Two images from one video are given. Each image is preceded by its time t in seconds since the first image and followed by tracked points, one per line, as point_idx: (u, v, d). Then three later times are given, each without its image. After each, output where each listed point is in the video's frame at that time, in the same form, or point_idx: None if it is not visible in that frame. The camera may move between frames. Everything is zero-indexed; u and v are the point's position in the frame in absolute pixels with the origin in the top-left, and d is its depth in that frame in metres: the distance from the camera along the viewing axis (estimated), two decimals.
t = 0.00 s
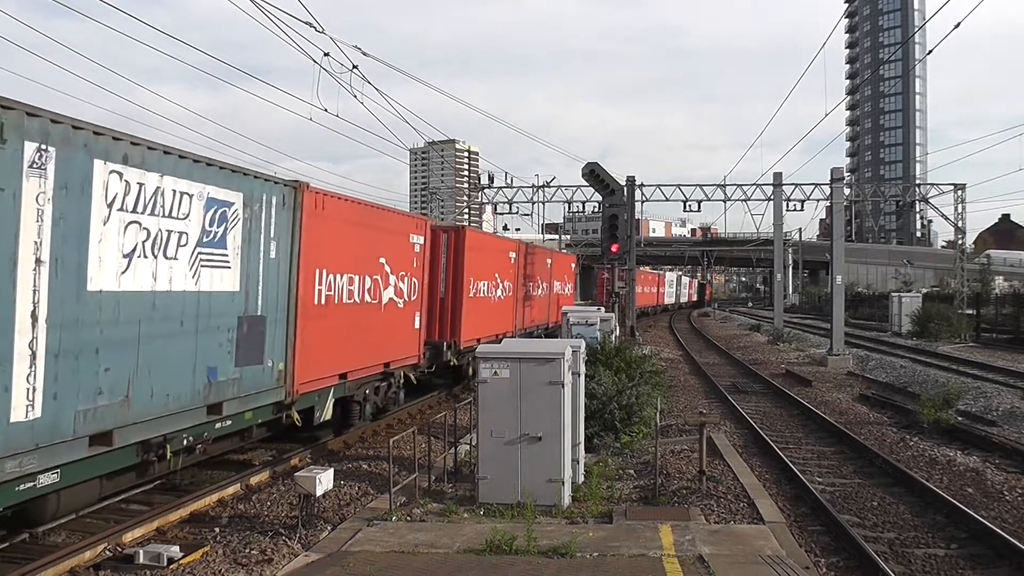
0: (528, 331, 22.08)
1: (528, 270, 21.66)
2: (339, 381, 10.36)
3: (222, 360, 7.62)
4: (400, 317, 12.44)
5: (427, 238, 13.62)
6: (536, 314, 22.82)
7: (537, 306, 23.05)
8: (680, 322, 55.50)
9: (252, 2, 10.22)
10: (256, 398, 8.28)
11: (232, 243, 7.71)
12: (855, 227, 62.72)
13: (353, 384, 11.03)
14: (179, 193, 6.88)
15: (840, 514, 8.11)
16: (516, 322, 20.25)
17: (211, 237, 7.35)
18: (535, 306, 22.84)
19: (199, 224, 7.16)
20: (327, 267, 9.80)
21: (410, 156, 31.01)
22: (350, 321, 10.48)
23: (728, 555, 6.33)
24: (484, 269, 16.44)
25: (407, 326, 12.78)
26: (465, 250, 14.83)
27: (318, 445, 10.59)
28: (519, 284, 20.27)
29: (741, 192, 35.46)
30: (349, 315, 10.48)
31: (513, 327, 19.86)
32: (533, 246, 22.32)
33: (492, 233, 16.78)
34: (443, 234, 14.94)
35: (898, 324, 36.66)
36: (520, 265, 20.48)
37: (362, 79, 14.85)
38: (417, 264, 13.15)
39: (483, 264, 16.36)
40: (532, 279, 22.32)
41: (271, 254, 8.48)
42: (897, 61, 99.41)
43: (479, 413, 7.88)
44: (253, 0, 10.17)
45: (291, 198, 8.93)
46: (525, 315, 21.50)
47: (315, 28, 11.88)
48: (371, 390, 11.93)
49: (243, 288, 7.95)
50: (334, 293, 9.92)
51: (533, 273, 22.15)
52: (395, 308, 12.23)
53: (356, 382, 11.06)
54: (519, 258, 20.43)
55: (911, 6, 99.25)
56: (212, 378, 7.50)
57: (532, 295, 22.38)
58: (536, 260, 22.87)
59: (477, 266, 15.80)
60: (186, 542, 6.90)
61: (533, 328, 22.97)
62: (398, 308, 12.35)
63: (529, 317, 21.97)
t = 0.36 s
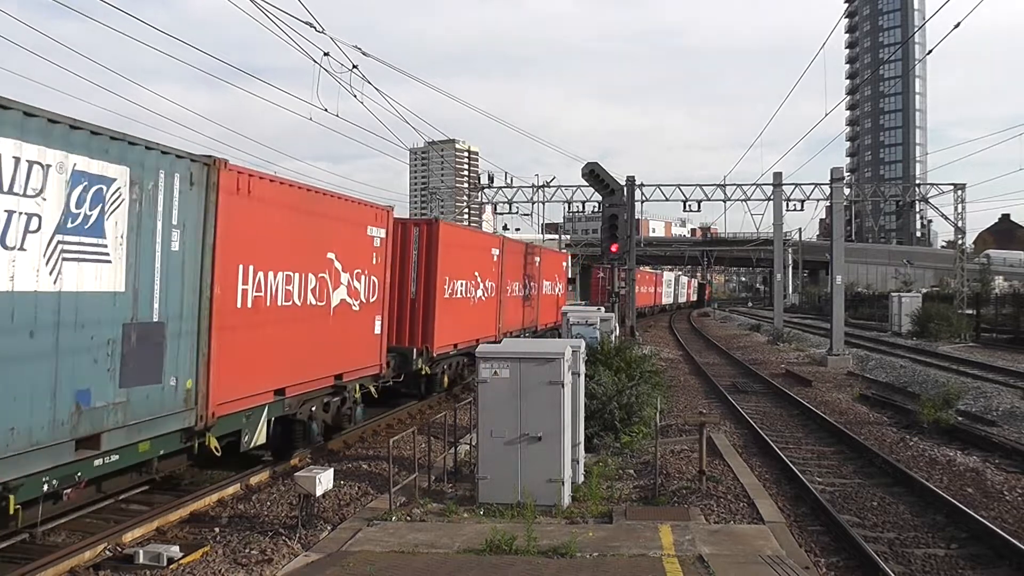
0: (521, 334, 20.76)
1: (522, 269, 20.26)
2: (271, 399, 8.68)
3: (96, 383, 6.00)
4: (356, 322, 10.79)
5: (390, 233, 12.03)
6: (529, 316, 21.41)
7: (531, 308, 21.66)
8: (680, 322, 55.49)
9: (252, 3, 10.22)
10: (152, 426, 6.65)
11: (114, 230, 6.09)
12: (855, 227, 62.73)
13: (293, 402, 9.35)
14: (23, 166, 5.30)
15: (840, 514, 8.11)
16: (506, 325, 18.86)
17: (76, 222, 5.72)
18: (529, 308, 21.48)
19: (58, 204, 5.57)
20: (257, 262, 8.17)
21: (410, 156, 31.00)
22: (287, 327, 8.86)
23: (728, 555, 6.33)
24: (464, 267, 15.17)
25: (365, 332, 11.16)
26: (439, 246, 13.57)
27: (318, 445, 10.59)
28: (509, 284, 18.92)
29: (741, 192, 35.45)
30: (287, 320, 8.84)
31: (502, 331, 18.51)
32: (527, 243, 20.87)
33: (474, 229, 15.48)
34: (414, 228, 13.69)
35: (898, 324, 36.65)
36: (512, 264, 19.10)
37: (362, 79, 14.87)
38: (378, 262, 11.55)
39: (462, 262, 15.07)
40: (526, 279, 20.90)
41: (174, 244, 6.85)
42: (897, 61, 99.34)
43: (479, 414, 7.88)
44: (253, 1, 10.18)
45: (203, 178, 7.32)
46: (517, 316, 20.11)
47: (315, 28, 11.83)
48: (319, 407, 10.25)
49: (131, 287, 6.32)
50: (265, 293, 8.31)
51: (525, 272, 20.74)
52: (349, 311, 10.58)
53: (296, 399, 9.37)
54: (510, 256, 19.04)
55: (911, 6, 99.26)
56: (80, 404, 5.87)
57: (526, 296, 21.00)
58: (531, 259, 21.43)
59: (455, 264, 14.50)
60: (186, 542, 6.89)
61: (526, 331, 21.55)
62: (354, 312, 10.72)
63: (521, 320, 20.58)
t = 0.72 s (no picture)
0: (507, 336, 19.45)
1: (506, 267, 18.93)
2: (172, 427, 7.04)
3: None
4: (293, 328, 9.13)
5: (340, 224, 10.34)
6: (515, 317, 20.12)
7: (518, 309, 20.36)
8: (680, 322, 55.48)
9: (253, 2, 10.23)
10: None
11: None
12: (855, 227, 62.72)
13: (207, 426, 7.74)
14: None
15: (840, 514, 8.12)
16: (489, 329, 17.60)
17: None
18: (516, 308, 20.17)
19: None
20: (148, 257, 6.51)
21: (410, 156, 30.99)
22: (195, 338, 7.21)
23: (728, 555, 6.34)
24: (438, 265, 13.89)
25: (308, 340, 9.51)
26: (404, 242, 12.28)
27: (317, 445, 10.60)
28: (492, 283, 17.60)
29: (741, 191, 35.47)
30: (195, 328, 7.18)
31: (484, 334, 17.19)
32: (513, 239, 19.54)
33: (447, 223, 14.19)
34: (378, 221, 12.38)
35: (898, 324, 36.63)
36: (495, 262, 17.79)
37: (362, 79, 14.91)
38: (324, 257, 9.87)
39: (435, 259, 13.80)
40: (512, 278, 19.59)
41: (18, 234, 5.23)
42: (897, 61, 99.31)
43: (479, 414, 7.88)
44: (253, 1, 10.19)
45: (65, 143, 5.64)
46: (502, 318, 18.76)
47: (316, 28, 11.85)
48: (244, 429, 8.68)
49: None
50: (161, 297, 6.68)
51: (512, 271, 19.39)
52: (283, 315, 8.88)
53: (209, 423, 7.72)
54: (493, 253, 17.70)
55: (911, 6, 99.27)
56: None
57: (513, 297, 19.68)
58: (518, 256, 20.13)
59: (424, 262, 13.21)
60: (185, 542, 6.90)
61: (513, 334, 20.25)
62: (290, 315, 9.03)
63: (507, 322, 19.26)
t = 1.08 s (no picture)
0: (487, 340, 17.92)
1: (486, 266, 17.41)
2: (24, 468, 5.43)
3: None
4: (207, 336, 7.49)
5: (273, 211, 8.67)
6: (497, 319, 18.57)
7: (501, 311, 18.83)
8: (680, 322, 55.45)
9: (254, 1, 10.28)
10: None
11: None
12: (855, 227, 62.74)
13: (85, 462, 6.12)
14: None
15: (840, 514, 8.12)
16: (466, 332, 16.15)
17: None
18: (498, 310, 18.65)
19: None
20: None
21: (410, 156, 31.00)
22: (59, 349, 5.62)
23: (728, 554, 6.34)
24: (402, 262, 12.39)
25: (227, 350, 7.87)
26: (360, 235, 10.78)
27: (317, 445, 10.60)
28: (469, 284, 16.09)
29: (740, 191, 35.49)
30: (76, 339, 5.75)
31: (460, 338, 15.71)
32: (494, 236, 18.03)
33: (416, 214, 12.79)
34: (331, 211, 10.85)
35: (898, 324, 36.60)
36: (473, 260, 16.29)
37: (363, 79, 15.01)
38: (249, 250, 8.20)
39: (399, 256, 12.30)
40: (494, 277, 18.09)
41: None
42: (897, 61, 99.24)
43: (479, 414, 7.87)
44: None
45: None
46: (481, 321, 17.23)
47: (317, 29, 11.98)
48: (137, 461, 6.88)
49: None
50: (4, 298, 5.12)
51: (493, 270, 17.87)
52: (193, 319, 7.25)
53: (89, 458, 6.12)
54: (471, 250, 16.21)
55: (911, 6, 99.24)
56: None
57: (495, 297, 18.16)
58: (500, 254, 18.61)
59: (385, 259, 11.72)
60: (185, 542, 6.89)
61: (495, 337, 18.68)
62: (200, 320, 7.37)
63: (486, 325, 17.76)
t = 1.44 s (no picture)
0: (469, 347, 16.22)
1: (468, 266, 15.73)
2: None
3: None
4: (68, 352, 5.77)
5: (176, 192, 6.88)
6: (480, 325, 16.83)
7: (485, 315, 17.14)
8: (680, 322, 55.42)
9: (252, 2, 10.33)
10: None
11: None
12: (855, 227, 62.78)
13: None
14: None
15: (840, 514, 8.12)
16: (444, 338, 14.49)
17: None
18: (482, 314, 16.94)
19: None
20: None
21: (410, 156, 31.00)
22: None
23: (728, 555, 6.33)
24: (358, 258, 10.77)
25: (109, 369, 6.18)
26: (302, 224, 9.19)
27: (317, 445, 10.59)
28: (446, 284, 14.43)
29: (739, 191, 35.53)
30: None
31: (434, 346, 14.04)
32: (477, 232, 16.36)
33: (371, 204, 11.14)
34: (269, 196, 9.27)
35: (898, 324, 36.60)
36: (450, 258, 14.60)
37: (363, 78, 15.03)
38: (142, 240, 6.45)
39: (354, 250, 10.67)
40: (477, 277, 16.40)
41: None
42: (897, 61, 99.24)
43: (479, 414, 7.87)
44: None
45: None
46: (461, 325, 15.52)
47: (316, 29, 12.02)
48: None
49: None
50: None
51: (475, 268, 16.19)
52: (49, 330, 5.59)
53: None
54: (449, 247, 14.56)
55: (911, 6, 99.22)
56: None
57: (478, 300, 16.47)
58: (483, 252, 16.93)
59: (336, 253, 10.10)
60: (185, 542, 6.89)
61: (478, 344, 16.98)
62: (62, 330, 5.70)
63: (468, 330, 16.06)
